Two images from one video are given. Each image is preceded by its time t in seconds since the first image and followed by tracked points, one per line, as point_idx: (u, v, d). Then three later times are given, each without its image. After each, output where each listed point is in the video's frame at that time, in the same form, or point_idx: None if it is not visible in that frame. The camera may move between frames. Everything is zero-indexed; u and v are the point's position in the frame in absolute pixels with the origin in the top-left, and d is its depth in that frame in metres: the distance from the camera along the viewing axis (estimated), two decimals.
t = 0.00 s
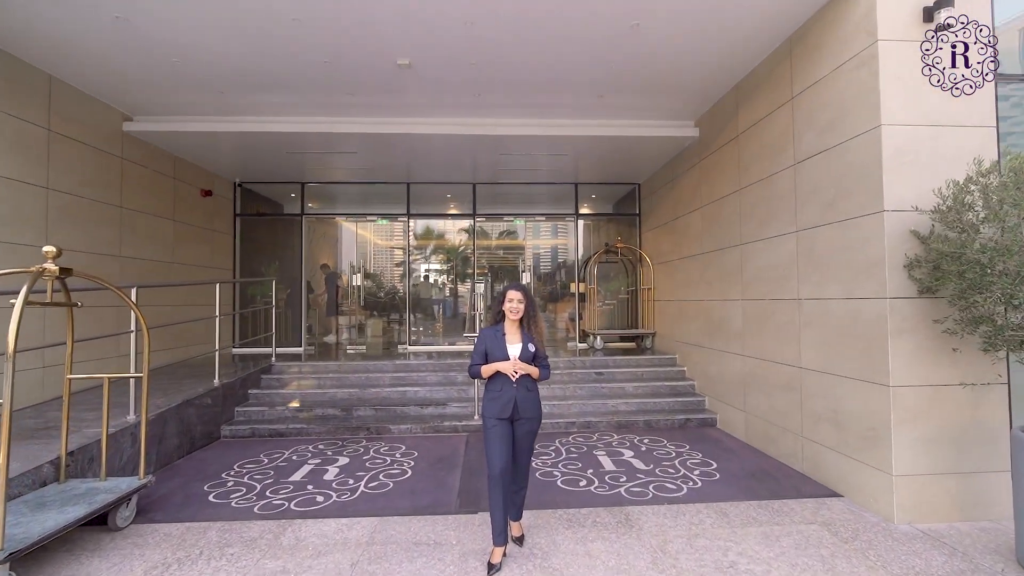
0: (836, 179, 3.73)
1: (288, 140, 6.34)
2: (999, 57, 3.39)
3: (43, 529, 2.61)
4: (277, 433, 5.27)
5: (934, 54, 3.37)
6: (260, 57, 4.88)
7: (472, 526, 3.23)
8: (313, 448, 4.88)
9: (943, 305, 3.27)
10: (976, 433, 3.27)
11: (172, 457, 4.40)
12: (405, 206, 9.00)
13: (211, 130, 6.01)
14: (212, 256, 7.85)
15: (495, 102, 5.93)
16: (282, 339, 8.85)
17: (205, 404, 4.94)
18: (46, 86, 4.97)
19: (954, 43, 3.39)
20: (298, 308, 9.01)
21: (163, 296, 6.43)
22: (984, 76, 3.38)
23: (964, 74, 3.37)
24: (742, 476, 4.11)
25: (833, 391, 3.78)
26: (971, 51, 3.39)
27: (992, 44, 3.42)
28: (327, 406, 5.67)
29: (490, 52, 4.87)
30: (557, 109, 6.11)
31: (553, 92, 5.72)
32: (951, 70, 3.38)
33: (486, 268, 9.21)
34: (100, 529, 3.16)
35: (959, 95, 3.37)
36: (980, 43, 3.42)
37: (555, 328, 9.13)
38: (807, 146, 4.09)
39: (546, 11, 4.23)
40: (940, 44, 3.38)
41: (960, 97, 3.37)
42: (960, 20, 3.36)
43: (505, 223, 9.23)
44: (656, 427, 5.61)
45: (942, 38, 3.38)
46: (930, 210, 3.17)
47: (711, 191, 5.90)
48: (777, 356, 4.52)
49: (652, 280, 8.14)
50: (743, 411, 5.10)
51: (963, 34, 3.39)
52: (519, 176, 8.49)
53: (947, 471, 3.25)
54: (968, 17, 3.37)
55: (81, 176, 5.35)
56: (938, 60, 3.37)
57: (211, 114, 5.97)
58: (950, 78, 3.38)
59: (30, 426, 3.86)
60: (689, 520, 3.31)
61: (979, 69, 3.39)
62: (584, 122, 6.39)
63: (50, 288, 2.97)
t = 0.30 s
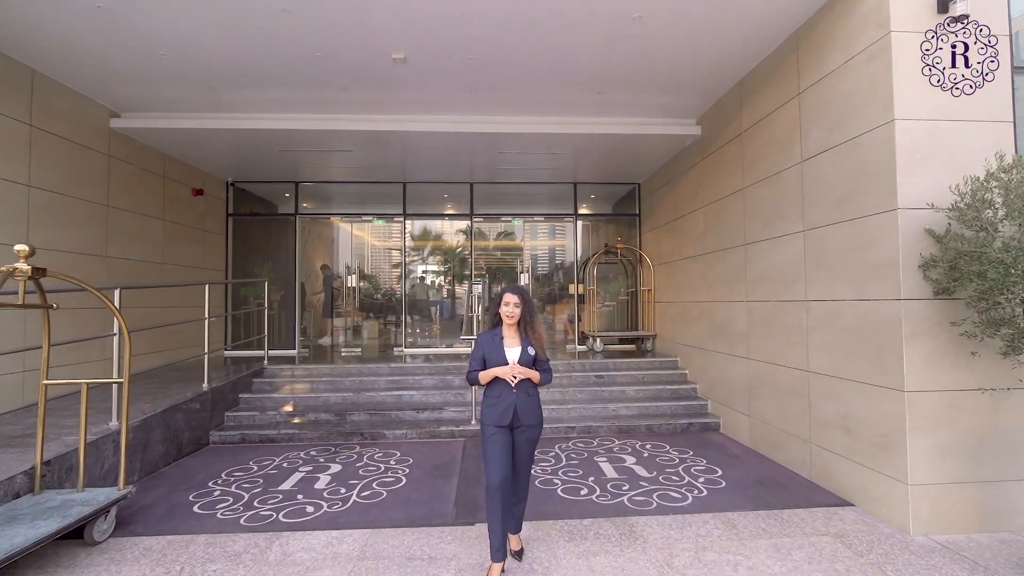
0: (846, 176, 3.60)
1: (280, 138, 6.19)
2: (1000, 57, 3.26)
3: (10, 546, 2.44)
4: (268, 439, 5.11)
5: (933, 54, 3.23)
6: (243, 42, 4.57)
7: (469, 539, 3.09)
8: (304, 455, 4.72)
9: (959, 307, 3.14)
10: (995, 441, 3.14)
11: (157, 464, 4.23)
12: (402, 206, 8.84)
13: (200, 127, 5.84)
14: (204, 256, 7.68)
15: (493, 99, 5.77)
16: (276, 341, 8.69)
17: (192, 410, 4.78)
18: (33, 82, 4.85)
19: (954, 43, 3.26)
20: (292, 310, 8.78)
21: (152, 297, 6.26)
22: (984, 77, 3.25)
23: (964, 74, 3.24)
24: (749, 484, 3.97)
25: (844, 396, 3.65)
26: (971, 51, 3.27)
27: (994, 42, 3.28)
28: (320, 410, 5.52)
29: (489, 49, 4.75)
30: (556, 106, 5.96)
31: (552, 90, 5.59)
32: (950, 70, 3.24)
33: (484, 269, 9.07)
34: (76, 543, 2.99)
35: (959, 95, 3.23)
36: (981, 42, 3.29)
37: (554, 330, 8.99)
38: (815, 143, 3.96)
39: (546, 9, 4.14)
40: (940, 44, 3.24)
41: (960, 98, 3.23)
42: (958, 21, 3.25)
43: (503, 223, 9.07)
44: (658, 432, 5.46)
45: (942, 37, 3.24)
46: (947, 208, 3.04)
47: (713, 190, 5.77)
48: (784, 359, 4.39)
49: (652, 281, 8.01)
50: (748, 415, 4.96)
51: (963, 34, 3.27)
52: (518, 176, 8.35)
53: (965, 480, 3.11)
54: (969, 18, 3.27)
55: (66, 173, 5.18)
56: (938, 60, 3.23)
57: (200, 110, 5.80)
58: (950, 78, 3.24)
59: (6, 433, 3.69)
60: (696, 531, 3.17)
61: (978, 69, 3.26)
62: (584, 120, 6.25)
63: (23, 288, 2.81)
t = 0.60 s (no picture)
0: (859, 171, 3.46)
1: (272, 134, 6.02)
2: (1000, 57, 3.12)
3: None
4: (258, 444, 4.94)
5: (932, 54, 3.08)
6: (252, 58, 4.78)
7: (464, 552, 2.93)
8: (295, 461, 4.55)
9: (978, 307, 3.01)
10: (1015, 448, 3.00)
11: (140, 471, 4.06)
12: (397, 204, 8.66)
13: (187, 122, 5.65)
14: (193, 255, 7.49)
15: (490, 93, 5.60)
16: (268, 342, 8.51)
17: (179, 414, 4.60)
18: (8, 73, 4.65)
19: (954, 43, 3.10)
20: (285, 311, 8.63)
21: (138, 298, 6.08)
22: (984, 77, 3.11)
23: (964, 74, 3.08)
24: (756, 491, 3.82)
25: (855, 400, 3.51)
26: (971, 51, 3.11)
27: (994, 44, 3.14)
28: (312, 414, 5.35)
29: (487, 42, 4.61)
30: (555, 100, 5.79)
31: (552, 85, 5.43)
32: (951, 70, 3.07)
33: (481, 269, 8.91)
34: (49, 558, 2.82)
35: (959, 96, 3.07)
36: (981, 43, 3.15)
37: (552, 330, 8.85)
38: (825, 137, 3.81)
39: (542, 32, 4.47)
40: (940, 43, 3.09)
41: (960, 98, 3.07)
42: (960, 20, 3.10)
43: (501, 222, 8.91)
44: (659, 436, 5.32)
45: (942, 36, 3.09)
46: (967, 204, 2.90)
47: (716, 187, 5.63)
48: (791, 361, 4.25)
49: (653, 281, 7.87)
50: (753, 419, 4.82)
51: (963, 34, 3.11)
52: (516, 174, 8.19)
53: (984, 489, 2.98)
54: (969, 18, 3.12)
55: (46, 170, 5.00)
56: (937, 59, 3.08)
57: (187, 104, 5.61)
58: (950, 78, 3.08)
59: None
60: (704, 543, 3.02)
61: (978, 69, 3.11)
62: (584, 116, 6.09)
63: None
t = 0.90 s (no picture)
0: (867, 168, 3.35)
1: (261, 130, 5.86)
2: (1000, 58, 3.01)
3: None
4: (244, 450, 4.77)
5: (932, 53, 2.96)
6: (243, 52, 4.64)
7: (457, 566, 2.79)
8: (283, 467, 4.39)
9: (992, 309, 2.90)
10: None
11: (120, 480, 3.88)
12: (391, 203, 8.50)
13: (172, 117, 5.47)
14: (180, 255, 7.29)
15: (485, 88, 5.44)
16: (258, 344, 8.33)
17: (161, 419, 4.43)
18: None
19: (954, 43, 2.98)
20: (276, 312, 8.42)
21: (122, 298, 5.89)
22: (984, 77, 2.98)
23: (964, 73, 2.95)
24: (760, 499, 3.70)
25: (863, 404, 3.40)
26: (971, 51, 2.98)
27: (993, 45, 3.02)
28: (302, 418, 5.20)
29: (484, 37, 4.49)
30: (552, 96, 5.65)
31: (550, 80, 5.30)
32: (950, 70, 2.95)
33: (476, 269, 8.76)
34: None
35: (959, 96, 2.95)
36: (980, 43, 3.02)
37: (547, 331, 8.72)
38: (830, 133, 3.70)
39: (543, 32, 4.42)
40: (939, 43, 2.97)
41: (959, 98, 2.95)
42: (960, 20, 2.98)
43: (497, 222, 8.77)
44: (659, 440, 5.19)
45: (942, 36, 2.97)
46: (982, 202, 2.79)
47: (716, 185, 5.51)
48: (794, 364, 4.14)
49: (650, 282, 7.76)
50: (755, 423, 4.70)
51: (963, 34, 2.99)
52: (511, 172, 8.05)
53: (998, 498, 2.87)
54: (968, 18, 3.00)
55: (23, 165, 4.80)
56: (937, 59, 2.96)
57: (172, 98, 5.43)
58: (949, 78, 2.96)
59: None
60: (708, 556, 2.89)
61: (979, 69, 2.98)
62: (582, 113, 5.97)
63: None
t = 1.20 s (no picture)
0: (870, 165, 3.26)
1: (247, 124, 5.68)
2: (1000, 58, 2.92)
3: None
4: (227, 456, 4.59)
5: (932, 53, 2.87)
6: (228, 42, 4.47)
7: None
8: (266, 474, 4.22)
9: (999, 309, 2.82)
10: None
11: (93, 489, 3.69)
12: (380, 201, 8.33)
13: (152, 109, 5.27)
14: (162, 254, 7.07)
15: (477, 82, 5.31)
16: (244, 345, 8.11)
17: (139, 425, 4.23)
18: None
19: (954, 43, 2.88)
20: (262, 312, 8.21)
21: (100, 298, 5.67)
22: (984, 78, 2.89)
23: (964, 73, 2.86)
24: (760, 505, 3.61)
25: (866, 407, 3.31)
26: (971, 51, 2.89)
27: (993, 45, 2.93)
28: (287, 422, 5.02)
29: (479, 30, 4.37)
30: (546, 92, 5.53)
31: (545, 76, 5.18)
32: (951, 70, 2.85)
33: (468, 269, 8.62)
34: None
35: (959, 96, 2.86)
36: (980, 43, 2.93)
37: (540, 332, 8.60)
38: (831, 129, 3.61)
39: (539, 26, 4.33)
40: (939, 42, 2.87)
41: (959, 98, 2.85)
42: (960, 20, 2.89)
43: (488, 221, 8.64)
44: (654, 443, 5.09)
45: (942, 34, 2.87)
46: (990, 199, 2.71)
47: (712, 183, 5.42)
48: (794, 365, 4.05)
49: (644, 282, 7.66)
50: (753, 426, 4.61)
51: (963, 34, 2.90)
52: (504, 170, 7.93)
53: (1005, 504, 2.80)
54: (968, 17, 2.91)
55: None
56: (937, 59, 2.86)
57: (152, 90, 5.23)
58: (949, 78, 2.86)
59: None
60: (710, 566, 2.78)
61: (978, 69, 2.89)
62: (577, 108, 5.86)
63: None
